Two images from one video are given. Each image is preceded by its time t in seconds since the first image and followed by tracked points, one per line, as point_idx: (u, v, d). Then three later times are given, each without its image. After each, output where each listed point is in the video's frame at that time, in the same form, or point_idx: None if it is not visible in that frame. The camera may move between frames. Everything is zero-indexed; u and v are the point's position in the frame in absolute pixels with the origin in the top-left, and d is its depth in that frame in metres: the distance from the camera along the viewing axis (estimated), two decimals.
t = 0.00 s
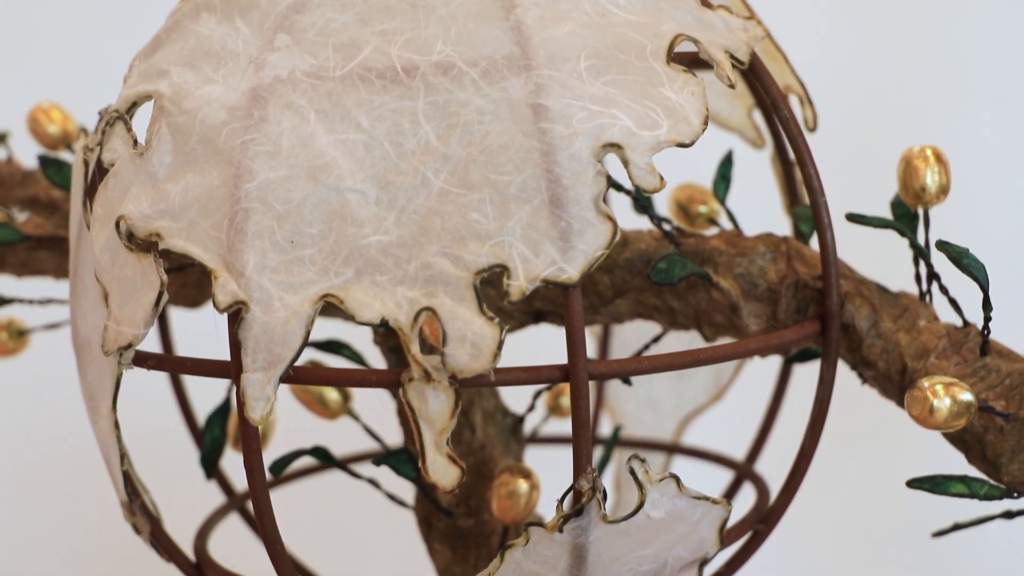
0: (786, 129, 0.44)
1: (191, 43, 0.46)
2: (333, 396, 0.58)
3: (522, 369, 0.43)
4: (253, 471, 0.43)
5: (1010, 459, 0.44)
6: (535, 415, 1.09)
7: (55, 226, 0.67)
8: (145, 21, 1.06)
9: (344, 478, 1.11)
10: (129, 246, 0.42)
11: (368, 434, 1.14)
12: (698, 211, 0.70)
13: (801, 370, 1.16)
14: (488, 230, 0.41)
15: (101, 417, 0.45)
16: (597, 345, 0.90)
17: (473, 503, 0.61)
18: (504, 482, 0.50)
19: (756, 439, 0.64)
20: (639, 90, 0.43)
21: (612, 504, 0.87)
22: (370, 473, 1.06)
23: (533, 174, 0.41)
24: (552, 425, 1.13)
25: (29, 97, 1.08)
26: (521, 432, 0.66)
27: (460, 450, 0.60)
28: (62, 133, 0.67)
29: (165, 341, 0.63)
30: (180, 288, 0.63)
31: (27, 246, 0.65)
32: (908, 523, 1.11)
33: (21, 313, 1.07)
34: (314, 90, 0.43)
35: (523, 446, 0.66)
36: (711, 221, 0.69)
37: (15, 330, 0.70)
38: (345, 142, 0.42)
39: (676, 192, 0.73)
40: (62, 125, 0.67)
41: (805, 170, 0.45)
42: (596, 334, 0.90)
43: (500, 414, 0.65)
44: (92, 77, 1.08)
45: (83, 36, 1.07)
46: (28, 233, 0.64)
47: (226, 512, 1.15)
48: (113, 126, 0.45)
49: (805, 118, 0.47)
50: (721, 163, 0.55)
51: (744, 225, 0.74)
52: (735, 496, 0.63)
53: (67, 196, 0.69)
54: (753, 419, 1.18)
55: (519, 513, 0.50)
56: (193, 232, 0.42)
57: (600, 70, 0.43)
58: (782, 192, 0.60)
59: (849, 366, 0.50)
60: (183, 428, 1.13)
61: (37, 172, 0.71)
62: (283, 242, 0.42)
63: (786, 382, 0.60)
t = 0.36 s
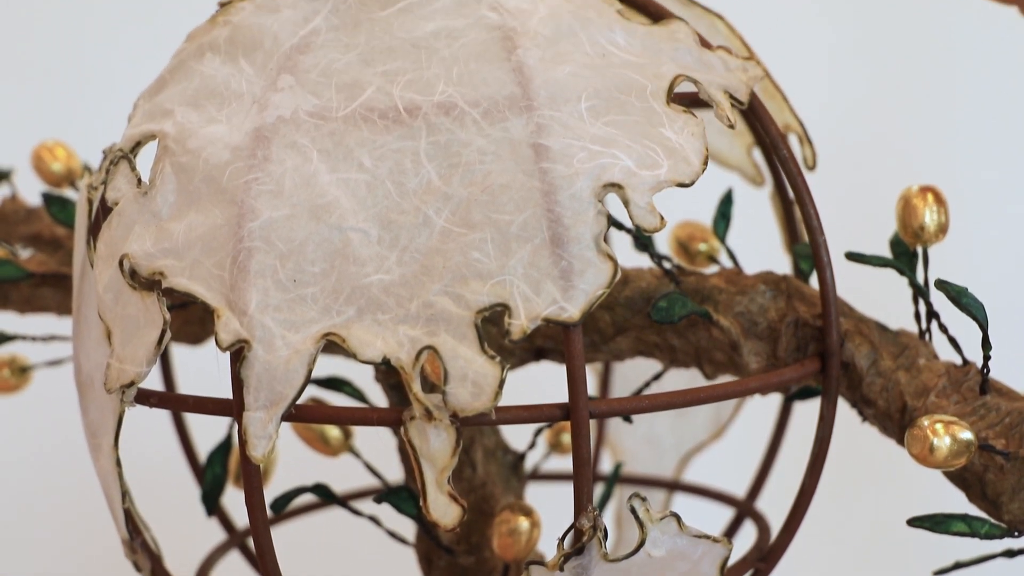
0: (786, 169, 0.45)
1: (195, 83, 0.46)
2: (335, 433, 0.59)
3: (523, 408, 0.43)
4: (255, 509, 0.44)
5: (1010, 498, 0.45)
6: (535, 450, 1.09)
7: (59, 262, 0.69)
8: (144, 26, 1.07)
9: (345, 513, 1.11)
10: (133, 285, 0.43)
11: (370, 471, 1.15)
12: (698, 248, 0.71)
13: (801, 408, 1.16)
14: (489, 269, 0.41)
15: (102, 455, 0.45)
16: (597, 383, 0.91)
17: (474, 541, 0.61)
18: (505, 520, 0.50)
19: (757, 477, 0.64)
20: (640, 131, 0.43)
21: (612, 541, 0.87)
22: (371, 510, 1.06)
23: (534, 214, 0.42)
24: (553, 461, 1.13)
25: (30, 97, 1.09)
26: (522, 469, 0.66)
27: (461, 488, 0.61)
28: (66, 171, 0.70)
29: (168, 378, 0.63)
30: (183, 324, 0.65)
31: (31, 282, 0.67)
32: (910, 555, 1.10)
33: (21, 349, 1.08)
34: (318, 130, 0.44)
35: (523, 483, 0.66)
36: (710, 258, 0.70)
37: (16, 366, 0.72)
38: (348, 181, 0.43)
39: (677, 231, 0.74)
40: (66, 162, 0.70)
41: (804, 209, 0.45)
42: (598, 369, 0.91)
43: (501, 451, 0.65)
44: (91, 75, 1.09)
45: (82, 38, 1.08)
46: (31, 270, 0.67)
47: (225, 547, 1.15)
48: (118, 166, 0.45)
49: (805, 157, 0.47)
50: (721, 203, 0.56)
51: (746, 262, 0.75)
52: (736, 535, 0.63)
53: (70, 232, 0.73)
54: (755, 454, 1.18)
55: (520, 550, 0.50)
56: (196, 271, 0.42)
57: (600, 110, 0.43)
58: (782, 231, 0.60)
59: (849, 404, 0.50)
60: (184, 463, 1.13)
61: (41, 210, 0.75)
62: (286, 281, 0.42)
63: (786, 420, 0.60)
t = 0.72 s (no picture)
0: (785, 207, 0.45)
1: (199, 122, 0.47)
2: (335, 470, 0.59)
3: (524, 445, 0.43)
4: (256, 546, 0.44)
5: (1011, 536, 0.45)
6: (536, 486, 1.11)
7: (60, 299, 0.72)
8: (146, 28, 1.10)
9: (345, 548, 1.13)
10: (136, 322, 0.43)
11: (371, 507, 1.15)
12: (699, 286, 0.74)
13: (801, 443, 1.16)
14: (490, 307, 0.41)
15: (103, 491, 0.45)
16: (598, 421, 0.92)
17: None
18: (506, 556, 0.50)
19: (759, 513, 0.64)
20: (640, 169, 0.43)
21: None
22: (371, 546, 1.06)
23: (535, 252, 0.42)
24: (554, 497, 1.14)
25: (29, 93, 1.12)
26: (523, 506, 0.66)
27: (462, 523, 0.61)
28: (70, 208, 0.74)
29: (171, 414, 0.64)
30: (185, 359, 0.67)
31: (33, 318, 0.70)
32: None
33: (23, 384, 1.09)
34: (320, 168, 0.44)
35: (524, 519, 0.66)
36: (711, 293, 0.73)
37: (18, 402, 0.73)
38: (350, 220, 0.43)
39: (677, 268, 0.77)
40: (70, 200, 0.74)
41: (804, 247, 0.45)
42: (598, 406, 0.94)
43: (502, 487, 0.65)
44: (91, 74, 1.12)
45: (82, 37, 1.11)
46: (34, 306, 0.70)
47: None
48: (122, 203, 0.45)
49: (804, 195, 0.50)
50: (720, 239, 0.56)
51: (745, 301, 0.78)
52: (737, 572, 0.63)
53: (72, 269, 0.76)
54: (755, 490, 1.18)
55: None
56: (199, 308, 0.42)
57: (601, 150, 0.44)
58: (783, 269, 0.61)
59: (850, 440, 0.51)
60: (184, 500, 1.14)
61: (43, 245, 0.79)
62: (288, 319, 0.42)
63: (786, 459, 0.61)
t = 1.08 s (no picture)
0: (785, 245, 0.45)
1: (203, 161, 0.47)
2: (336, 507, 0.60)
3: (526, 483, 0.43)
4: None
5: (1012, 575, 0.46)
6: (536, 525, 1.13)
7: (62, 335, 0.77)
8: (145, 28, 1.17)
9: None
10: (138, 359, 0.43)
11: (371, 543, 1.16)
12: (698, 322, 0.75)
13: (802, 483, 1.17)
14: (492, 345, 0.41)
15: (105, 529, 0.45)
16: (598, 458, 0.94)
17: None
18: None
19: (759, 550, 0.64)
20: (640, 209, 0.43)
21: None
22: None
23: (537, 291, 0.42)
24: (555, 534, 1.15)
25: (31, 92, 1.19)
26: (523, 543, 0.67)
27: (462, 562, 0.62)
28: (72, 245, 0.78)
29: (172, 452, 0.64)
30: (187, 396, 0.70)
31: (37, 355, 0.75)
32: None
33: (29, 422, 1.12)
34: (322, 207, 0.44)
35: (524, 556, 0.67)
36: (711, 331, 0.75)
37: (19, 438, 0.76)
38: (351, 259, 0.43)
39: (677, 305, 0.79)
40: (73, 238, 0.78)
41: (803, 286, 0.45)
42: (599, 444, 0.95)
43: (502, 524, 0.66)
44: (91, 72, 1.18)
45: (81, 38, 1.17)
46: (37, 342, 0.74)
47: None
48: (126, 242, 0.46)
49: (804, 233, 0.52)
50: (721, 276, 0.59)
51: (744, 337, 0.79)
52: None
53: (72, 305, 0.82)
54: (755, 529, 1.18)
55: None
56: (201, 346, 0.42)
57: (602, 189, 0.44)
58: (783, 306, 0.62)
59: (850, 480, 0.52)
60: (185, 534, 1.15)
61: (44, 283, 0.85)
62: (290, 357, 0.42)
63: (786, 496, 0.61)
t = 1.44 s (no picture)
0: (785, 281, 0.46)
1: (205, 198, 0.48)
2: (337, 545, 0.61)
3: (526, 520, 0.43)
4: None
5: None
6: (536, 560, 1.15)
7: (64, 370, 0.81)
8: (144, 28, 1.21)
9: None
10: (141, 395, 0.43)
11: None
12: (698, 357, 0.77)
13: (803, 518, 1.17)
14: (493, 381, 0.41)
15: (105, 564, 0.45)
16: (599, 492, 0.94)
17: None
18: None
19: None
20: (640, 245, 0.44)
21: None
22: None
23: (538, 327, 0.41)
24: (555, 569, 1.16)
25: (36, 93, 1.22)
26: None
27: None
28: (75, 279, 0.81)
29: (173, 489, 0.64)
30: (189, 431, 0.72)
31: (39, 390, 0.78)
32: None
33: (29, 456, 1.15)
34: (324, 244, 0.44)
35: None
36: (710, 365, 0.76)
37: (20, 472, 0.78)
38: (353, 295, 0.43)
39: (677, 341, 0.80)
40: (76, 272, 0.81)
41: (803, 321, 0.45)
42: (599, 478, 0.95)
43: (502, 559, 0.66)
44: (94, 72, 1.22)
45: (81, 38, 1.21)
46: (39, 378, 0.78)
47: None
48: (129, 277, 0.46)
49: (804, 268, 0.53)
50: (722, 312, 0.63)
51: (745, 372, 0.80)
52: None
53: (76, 339, 0.84)
54: (756, 561, 1.18)
55: None
56: (204, 382, 0.43)
57: (602, 226, 0.44)
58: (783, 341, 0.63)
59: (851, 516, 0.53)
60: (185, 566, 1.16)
61: (49, 316, 0.86)
62: (291, 393, 0.42)
63: (787, 528, 0.61)
